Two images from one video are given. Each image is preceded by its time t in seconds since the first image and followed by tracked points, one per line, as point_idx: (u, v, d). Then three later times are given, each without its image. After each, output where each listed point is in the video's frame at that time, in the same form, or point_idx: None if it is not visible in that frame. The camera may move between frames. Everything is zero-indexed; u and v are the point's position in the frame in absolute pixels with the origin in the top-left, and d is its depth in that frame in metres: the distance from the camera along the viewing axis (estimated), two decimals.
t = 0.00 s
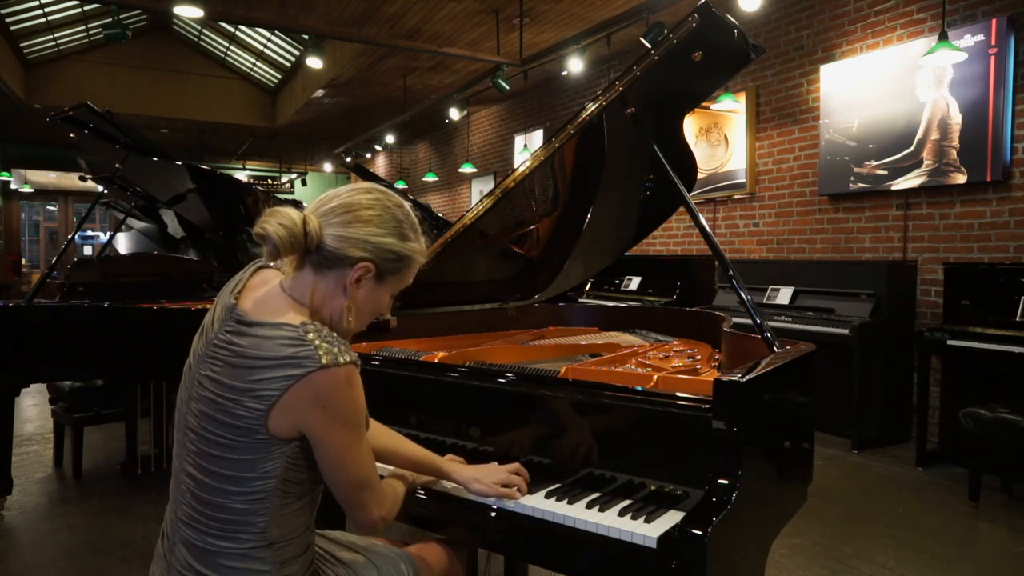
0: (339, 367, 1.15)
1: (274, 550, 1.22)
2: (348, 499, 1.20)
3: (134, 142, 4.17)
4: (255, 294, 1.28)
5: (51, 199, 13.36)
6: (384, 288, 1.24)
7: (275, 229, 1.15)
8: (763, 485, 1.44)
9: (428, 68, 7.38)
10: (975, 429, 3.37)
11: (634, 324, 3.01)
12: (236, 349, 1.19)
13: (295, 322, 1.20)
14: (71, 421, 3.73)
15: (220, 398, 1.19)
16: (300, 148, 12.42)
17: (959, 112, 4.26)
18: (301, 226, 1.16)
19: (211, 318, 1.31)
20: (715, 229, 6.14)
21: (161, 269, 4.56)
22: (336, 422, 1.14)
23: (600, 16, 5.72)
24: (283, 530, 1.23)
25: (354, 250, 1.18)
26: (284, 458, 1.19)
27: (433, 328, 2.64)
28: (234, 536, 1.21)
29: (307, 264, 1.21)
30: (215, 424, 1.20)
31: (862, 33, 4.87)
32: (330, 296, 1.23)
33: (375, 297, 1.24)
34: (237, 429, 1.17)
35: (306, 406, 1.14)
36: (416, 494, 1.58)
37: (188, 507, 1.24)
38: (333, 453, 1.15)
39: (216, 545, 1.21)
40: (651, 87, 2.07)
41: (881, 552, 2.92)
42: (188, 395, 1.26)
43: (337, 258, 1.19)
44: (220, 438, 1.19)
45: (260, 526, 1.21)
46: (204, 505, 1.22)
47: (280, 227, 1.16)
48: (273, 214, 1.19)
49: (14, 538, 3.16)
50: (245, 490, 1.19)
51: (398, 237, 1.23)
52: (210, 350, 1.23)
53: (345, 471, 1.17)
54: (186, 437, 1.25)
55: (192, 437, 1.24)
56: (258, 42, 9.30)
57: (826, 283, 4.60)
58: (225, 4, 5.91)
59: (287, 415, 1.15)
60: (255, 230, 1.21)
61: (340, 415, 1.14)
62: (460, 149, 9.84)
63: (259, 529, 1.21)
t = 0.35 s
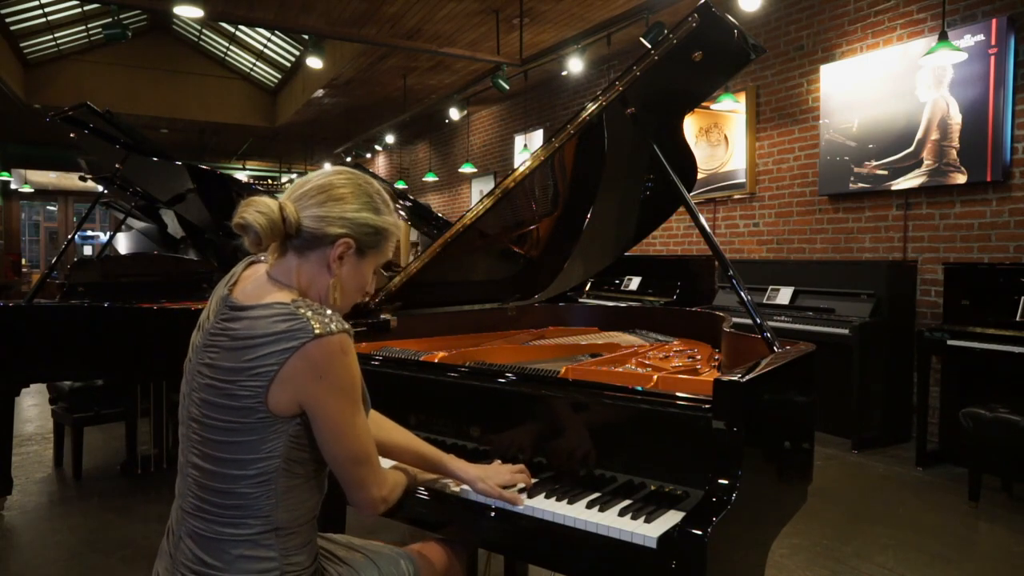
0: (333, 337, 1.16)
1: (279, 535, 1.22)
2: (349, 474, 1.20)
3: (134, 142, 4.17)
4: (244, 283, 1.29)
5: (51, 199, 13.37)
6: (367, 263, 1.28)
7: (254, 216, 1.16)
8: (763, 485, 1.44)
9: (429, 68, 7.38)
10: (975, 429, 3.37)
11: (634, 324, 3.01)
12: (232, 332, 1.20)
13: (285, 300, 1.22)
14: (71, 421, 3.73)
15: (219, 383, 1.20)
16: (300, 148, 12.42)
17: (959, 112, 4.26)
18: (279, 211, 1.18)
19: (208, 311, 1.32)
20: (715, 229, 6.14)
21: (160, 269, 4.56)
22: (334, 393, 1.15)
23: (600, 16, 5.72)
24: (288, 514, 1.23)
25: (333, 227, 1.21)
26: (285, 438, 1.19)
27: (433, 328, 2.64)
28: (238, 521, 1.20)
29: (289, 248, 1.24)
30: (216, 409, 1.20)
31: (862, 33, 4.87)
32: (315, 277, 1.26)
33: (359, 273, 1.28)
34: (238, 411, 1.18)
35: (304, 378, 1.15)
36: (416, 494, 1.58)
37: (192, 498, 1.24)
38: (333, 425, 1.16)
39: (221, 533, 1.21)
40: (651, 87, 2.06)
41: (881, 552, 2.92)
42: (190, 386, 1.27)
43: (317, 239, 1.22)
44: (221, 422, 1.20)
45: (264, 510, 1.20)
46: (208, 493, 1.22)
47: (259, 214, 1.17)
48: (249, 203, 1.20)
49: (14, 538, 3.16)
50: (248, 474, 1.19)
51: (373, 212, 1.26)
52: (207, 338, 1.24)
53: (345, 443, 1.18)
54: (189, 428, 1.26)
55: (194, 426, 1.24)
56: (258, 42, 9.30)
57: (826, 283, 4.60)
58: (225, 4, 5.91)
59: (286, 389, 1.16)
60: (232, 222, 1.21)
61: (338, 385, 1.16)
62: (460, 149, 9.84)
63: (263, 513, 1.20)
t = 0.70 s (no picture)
0: (315, 322, 1.18)
1: (273, 528, 1.22)
2: (340, 462, 1.21)
3: (134, 142, 4.17)
4: (221, 284, 1.30)
5: (51, 199, 13.37)
6: (339, 249, 1.33)
7: (231, 219, 1.18)
8: (763, 485, 1.44)
9: (429, 68, 7.38)
10: (975, 429, 3.37)
11: (634, 324, 3.01)
12: (216, 328, 1.21)
13: (265, 291, 1.24)
14: (71, 421, 3.73)
15: (206, 379, 1.20)
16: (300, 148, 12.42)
17: (959, 112, 4.26)
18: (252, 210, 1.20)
19: (191, 312, 1.32)
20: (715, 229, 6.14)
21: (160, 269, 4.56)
22: (320, 377, 1.17)
23: (600, 16, 5.72)
24: (282, 507, 1.23)
25: (307, 218, 1.26)
26: (276, 427, 1.20)
27: (433, 328, 2.64)
28: (232, 517, 1.20)
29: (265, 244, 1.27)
30: (206, 405, 1.21)
31: (862, 33, 4.87)
32: (293, 269, 1.30)
33: (334, 259, 1.33)
34: (227, 404, 1.19)
35: (290, 363, 1.16)
36: (416, 494, 1.58)
37: (184, 498, 1.24)
38: (321, 410, 1.17)
39: (216, 529, 1.21)
40: (651, 87, 2.06)
41: (880, 552, 2.92)
42: (177, 386, 1.27)
43: (292, 231, 1.25)
44: (211, 417, 1.20)
45: (258, 503, 1.21)
46: (200, 490, 1.22)
47: (235, 216, 1.18)
48: (220, 208, 1.21)
49: (14, 538, 3.16)
50: (240, 468, 1.19)
51: (339, 200, 1.31)
52: (191, 337, 1.25)
53: (336, 429, 1.18)
54: (177, 428, 1.26)
55: (183, 425, 1.24)
56: (257, 42, 9.30)
57: (826, 283, 4.60)
58: (225, 4, 5.92)
59: (273, 376, 1.17)
60: (206, 229, 1.21)
61: (324, 369, 1.17)
62: (460, 149, 9.84)
63: (257, 507, 1.21)
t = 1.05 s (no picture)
0: (280, 325, 1.18)
1: (247, 534, 1.22)
2: (317, 464, 1.21)
3: (134, 142, 4.17)
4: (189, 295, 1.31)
5: (51, 199, 13.37)
6: (310, 261, 1.35)
7: (210, 225, 1.18)
8: (763, 485, 1.44)
9: (428, 68, 7.38)
10: (975, 429, 3.37)
11: (634, 324, 3.01)
12: (183, 336, 1.21)
13: (234, 298, 1.24)
14: (71, 420, 3.73)
15: (174, 387, 1.21)
16: (299, 149, 12.42)
17: (959, 112, 4.26)
18: (230, 219, 1.21)
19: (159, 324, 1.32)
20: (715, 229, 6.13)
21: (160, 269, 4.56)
22: (287, 379, 1.16)
23: (600, 16, 5.72)
24: (255, 511, 1.23)
25: (283, 229, 1.27)
26: (244, 432, 1.20)
27: (432, 328, 2.65)
28: (207, 524, 1.21)
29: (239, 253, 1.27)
30: (174, 414, 1.21)
31: (862, 33, 4.87)
32: (265, 278, 1.30)
33: (304, 269, 1.35)
34: (195, 412, 1.19)
35: (256, 367, 1.16)
36: (413, 495, 1.58)
37: (158, 509, 1.24)
38: (291, 412, 1.17)
39: (191, 538, 1.21)
40: (651, 87, 2.07)
41: (881, 552, 2.92)
42: (146, 396, 1.27)
43: (268, 241, 1.26)
44: (180, 425, 1.20)
45: (231, 509, 1.21)
46: (174, 500, 1.22)
47: (215, 224, 1.18)
48: (198, 215, 1.21)
49: (14, 538, 3.16)
50: (210, 475, 1.19)
51: (312, 213, 1.33)
52: (159, 347, 1.25)
53: (309, 431, 1.18)
54: (148, 439, 1.26)
55: (154, 436, 1.24)
56: (257, 42, 9.30)
57: (826, 283, 4.60)
58: (225, 4, 5.92)
59: (239, 381, 1.17)
60: (186, 234, 1.21)
61: (291, 371, 1.17)
62: (460, 149, 9.84)
63: (230, 513, 1.21)
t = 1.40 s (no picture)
0: (291, 349, 1.19)
1: (248, 548, 1.25)
2: (316, 489, 1.21)
3: (134, 142, 4.18)
4: (192, 306, 1.29)
5: (51, 199, 13.38)
6: (322, 287, 1.35)
7: (229, 235, 1.18)
8: (762, 485, 1.44)
9: (428, 68, 7.38)
10: (975, 429, 3.37)
11: (634, 324, 3.01)
12: (189, 352, 1.20)
13: (243, 315, 1.24)
14: (72, 420, 3.74)
15: (177, 403, 1.19)
16: (300, 149, 12.42)
17: (959, 112, 4.26)
18: (251, 233, 1.21)
19: (150, 335, 1.29)
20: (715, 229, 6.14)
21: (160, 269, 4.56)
22: (295, 403, 1.17)
23: (600, 16, 5.72)
24: (255, 527, 1.26)
25: (300, 252, 1.27)
26: (249, 451, 1.22)
27: (432, 328, 2.65)
28: (207, 540, 1.22)
29: (253, 267, 1.27)
30: (175, 431, 1.19)
31: (862, 33, 4.87)
32: (274, 296, 1.30)
33: (314, 295, 1.35)
34: (200, 430, 1.18)
35: (266, 390, 1.17)
36: (412, 494, 1.59)
37: (150, 525, 1.23)
38: (297, 436, 1.18)
39: (188, 553, 1.22)
40: (651, 87, 2.07)
41: (881, 552, 2.92)
42: (138, 409, 1.24)
43: (284, 260, 1.27)
44: (183, 443, 1.19)
45: (233, 525, 1.23)
46: (170, 516, 1.21)
47: (234, 234, 1.19)
48: (220, 224, 1.21)
49: (14, 538, 3.16)
50: (214, 491, 1.20)
51: (330, 240, 1.34)
52: (157, 361, 1.23)
53: (313, 455, 1.19)
54: (140, 454, 1.23)
55: (147, 451, 1.22)
56: (257, 42, 9.30)
57: (827, 283, 4.60)
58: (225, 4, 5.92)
59: (248, 403, 1.18)
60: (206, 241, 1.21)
61: (299, 396, 1.18)
62: (460, 149, 9.84)
63: (233, 528, 1.23)
